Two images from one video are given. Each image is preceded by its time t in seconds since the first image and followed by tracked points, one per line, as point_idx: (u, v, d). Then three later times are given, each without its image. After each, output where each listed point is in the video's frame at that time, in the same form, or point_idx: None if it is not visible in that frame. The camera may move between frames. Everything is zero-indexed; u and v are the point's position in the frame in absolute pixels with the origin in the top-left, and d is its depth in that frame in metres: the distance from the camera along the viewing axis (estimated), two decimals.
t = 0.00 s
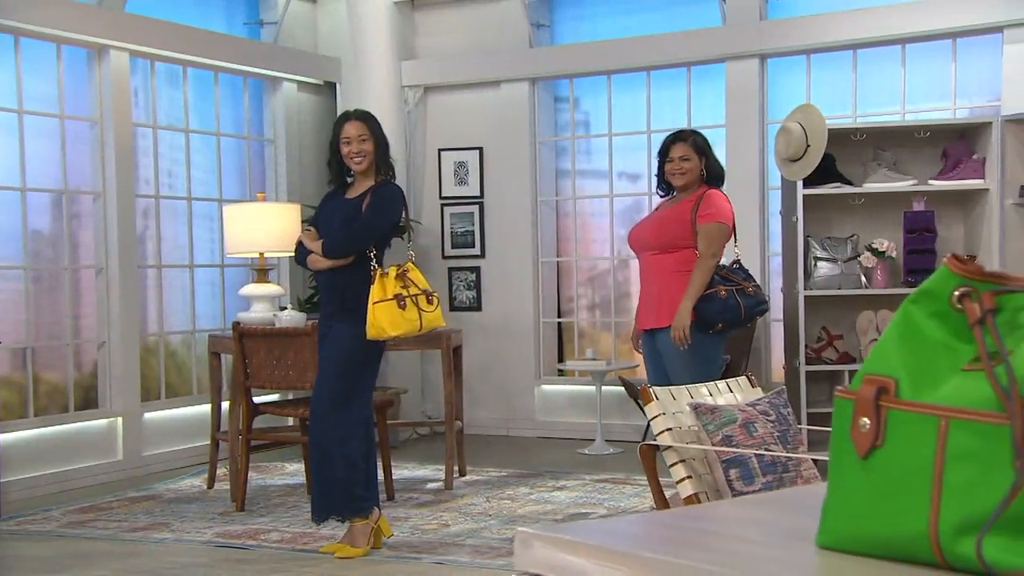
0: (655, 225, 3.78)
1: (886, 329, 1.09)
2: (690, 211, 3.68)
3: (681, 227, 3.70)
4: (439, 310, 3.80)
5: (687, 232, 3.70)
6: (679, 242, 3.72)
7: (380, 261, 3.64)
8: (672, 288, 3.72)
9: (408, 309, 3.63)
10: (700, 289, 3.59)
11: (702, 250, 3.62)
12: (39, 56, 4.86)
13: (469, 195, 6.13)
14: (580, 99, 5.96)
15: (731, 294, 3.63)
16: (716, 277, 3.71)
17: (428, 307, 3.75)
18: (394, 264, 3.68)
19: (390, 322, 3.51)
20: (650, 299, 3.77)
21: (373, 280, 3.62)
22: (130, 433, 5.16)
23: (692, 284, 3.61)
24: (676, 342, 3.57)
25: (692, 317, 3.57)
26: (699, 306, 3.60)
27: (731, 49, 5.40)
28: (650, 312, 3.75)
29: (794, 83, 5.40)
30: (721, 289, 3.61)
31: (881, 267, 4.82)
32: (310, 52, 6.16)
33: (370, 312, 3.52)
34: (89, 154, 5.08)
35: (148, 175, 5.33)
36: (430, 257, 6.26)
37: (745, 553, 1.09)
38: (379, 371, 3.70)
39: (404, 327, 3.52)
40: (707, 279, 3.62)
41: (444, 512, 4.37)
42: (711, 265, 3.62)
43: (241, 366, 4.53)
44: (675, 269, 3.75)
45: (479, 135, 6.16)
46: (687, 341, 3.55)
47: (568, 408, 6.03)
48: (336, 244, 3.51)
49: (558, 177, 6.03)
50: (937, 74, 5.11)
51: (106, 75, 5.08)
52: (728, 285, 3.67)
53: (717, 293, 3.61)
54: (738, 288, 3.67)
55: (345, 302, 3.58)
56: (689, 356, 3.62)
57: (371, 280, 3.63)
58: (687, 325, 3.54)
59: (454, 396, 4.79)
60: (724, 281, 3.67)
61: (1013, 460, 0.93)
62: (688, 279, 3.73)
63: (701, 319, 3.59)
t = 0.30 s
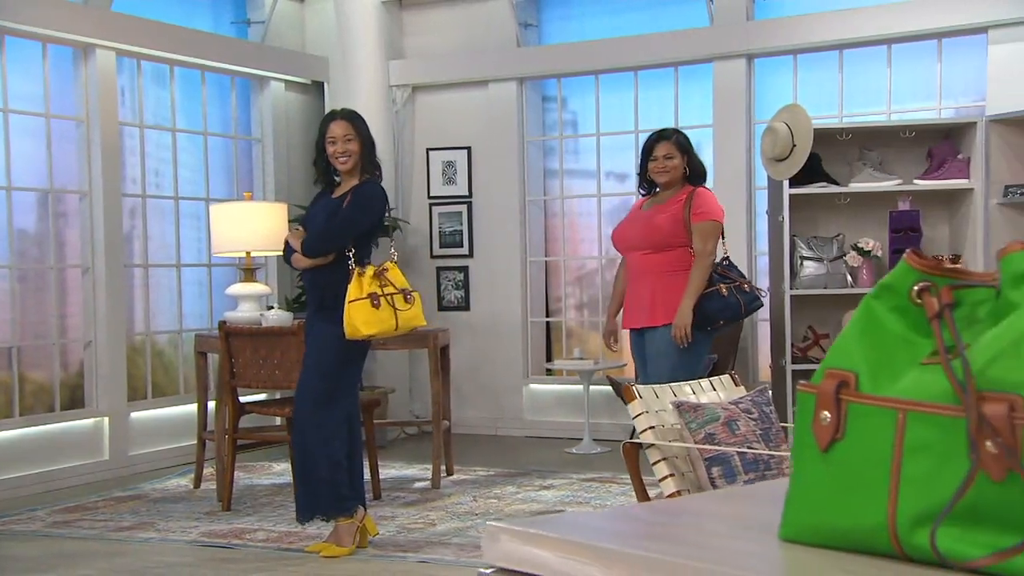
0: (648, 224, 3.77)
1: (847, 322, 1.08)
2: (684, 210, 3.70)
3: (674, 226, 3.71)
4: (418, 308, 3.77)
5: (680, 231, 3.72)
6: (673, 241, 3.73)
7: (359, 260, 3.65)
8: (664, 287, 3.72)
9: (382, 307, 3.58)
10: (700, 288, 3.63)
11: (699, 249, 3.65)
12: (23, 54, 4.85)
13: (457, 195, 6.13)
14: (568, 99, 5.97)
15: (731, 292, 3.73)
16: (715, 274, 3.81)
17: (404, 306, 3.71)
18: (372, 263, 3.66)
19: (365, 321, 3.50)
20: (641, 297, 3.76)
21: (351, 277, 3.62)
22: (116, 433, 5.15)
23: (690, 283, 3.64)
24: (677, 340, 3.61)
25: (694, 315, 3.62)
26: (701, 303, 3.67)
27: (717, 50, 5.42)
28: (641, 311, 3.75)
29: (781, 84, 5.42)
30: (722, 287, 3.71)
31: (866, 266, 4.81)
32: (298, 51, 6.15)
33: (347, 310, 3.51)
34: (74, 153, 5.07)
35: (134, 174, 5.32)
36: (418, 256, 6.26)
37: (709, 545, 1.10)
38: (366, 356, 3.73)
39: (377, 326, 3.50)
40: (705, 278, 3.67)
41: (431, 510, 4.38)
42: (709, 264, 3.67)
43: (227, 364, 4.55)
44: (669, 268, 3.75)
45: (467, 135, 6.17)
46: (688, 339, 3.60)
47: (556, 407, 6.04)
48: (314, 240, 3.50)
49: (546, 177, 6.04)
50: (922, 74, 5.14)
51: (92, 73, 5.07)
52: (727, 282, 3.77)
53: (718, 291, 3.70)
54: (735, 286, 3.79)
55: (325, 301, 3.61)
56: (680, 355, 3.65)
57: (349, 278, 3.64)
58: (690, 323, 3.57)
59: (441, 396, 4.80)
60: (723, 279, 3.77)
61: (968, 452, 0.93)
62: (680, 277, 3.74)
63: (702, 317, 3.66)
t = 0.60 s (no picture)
0: (643, 228, 3.95)
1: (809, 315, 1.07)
2: (679, 212, 3.93)
3: (671, 227, 3.93)
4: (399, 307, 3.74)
5: (678, 234, 3.94)
6: (669, 243, 3.94)
7: (342, 259, 3.66)
8: (662, 287, 3.92)
9: (362, 306, 3.57)
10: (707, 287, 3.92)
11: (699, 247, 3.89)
12: (9, 53, 4.83)
13: (445, 194, 6.14)
14: (555, 98, 5.98)
15: (733, 293, 4.07)
16: (716, 275, 4.10)
17: (385, 305, 3.68)
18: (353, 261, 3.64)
19: (345, 319, 3.51)
20: (638, 297, 3.94)
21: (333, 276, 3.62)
22: (102, 433, 5.14)
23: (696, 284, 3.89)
24: (688, 341, 3.87)
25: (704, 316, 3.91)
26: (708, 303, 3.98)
27: (703, 50, 5.44)
28: (639, 310, 3.93)
29: (768, 84, 5.45)
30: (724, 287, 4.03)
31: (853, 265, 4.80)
32: (285, 50, 6.14)
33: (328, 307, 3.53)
34: (60, 152, 5.06)
35: (121, 172, 5.31)
36: (406, 256, 6.26)
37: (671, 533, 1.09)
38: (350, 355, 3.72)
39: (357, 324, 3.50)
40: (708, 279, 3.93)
41: (417, 509, 4.38)
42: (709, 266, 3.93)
43: (213, 363, 4.57)
44: (665, 268, 3.95)
45: (455, 135, 6.18)
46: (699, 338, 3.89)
47: (544, 406, 6.05)
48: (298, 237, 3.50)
49: (534, 176, 6.05)
50: (908, 74, 5.16)
51: (78, 72, 5.06)
52: (728, 283, 4.09)
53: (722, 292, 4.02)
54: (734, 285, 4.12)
55: (309, 301, 3.62)
56: (679, 352, 3.90)
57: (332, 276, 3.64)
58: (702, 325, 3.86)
59: (428, 395, 4.81)
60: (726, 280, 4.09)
61: (925, 443, 0.92)
62: (675, 276, 3.96)
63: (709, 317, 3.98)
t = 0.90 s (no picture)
0: (641, 227, 3.94)
1: (770, 307, 1.04)
2: (674, 213, 3.95)
3: (666, 227, 3.94)
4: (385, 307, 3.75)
5: (672, 234, 3.96)
6: (664, 244, 3.95)
7: (327, 258, 3.67)
8: (658, 286, 3.91)
9: (349, 306, 3.57)
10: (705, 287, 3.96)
11: (692, 247, 3.94)
12: None
13: (433, 193, 6.14)
14: (543, 97, 5.99)
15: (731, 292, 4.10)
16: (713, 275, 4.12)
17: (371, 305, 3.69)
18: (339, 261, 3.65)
19: (331, 319, 3.51)
20: (633, 295, 3.91)
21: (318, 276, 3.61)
22: (87, 432, 5.13)
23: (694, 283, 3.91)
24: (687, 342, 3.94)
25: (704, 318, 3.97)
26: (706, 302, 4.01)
27: (689, 49, 5.46)
28: (635, 310, 3.90)
29: (754, 84, 5.47)
30: (723, 287, 4.05)
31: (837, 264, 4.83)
32: (272, 49, 6.13)
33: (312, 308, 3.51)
34: (45, 150, 5.05)
35: (106, 171, 5.30)
36: (394, 255, 6.27)
37: (638, 526, 1.05)
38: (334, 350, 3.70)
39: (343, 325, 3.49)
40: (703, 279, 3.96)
41: (402, 508, 4.38)
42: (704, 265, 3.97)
43: (199, 362, 4.59)
44: (660, 268, 3.95)
45: (442, 134, 6.18)
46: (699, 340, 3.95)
47: (531, 405, 6.06)
48: (281, 236, 3.49)
49: (522, 175, 6.06)
50: (892, 74, 5.18)
51: (63, 69, 5.05)
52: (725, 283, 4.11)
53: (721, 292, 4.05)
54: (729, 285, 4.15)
55: (293, 302, 3.61)
56: (674, 352, 3.92)
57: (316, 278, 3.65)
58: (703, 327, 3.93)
59: (414, 393, 4.81)
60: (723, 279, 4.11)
61: (879, 432, 0.88)
62: (670, 276, 3.96)
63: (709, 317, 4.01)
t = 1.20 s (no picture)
0: (626, 227, 3.96)
1: (734, 299, 1.04)
2: (660, 212, 3.96)
3: (651, 226, 3.96)
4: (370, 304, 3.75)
5: (658, 233, 3.96)
6: (649, 241, 3.96)
7: (311, 255, 3.67)
8: (644, 285, 3.92)
9: (334, 301, 3.57)
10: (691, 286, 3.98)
11: (677, 247, 3.94)
12: None
13: (421, 192, 6.14)
14: (530, 97, 6.00)
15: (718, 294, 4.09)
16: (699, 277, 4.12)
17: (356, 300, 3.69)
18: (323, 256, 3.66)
19: (316, 314, 3.51)
20: (617, 294, 3.92)
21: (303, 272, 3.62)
22: (73, 431, 5.12)
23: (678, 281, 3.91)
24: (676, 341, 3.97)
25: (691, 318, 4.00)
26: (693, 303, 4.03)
27: (676, 49, 5.48)
28: (621, 308, 3.91)
29: (740, 83, 5.49)
30: (709, 288, 4.05)
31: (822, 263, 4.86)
32: (259, 48, 6.13)
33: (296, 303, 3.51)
34: (31, 149, 5.04)
35: (92, 169, 5.29)
36: (382, 254, 6.27)
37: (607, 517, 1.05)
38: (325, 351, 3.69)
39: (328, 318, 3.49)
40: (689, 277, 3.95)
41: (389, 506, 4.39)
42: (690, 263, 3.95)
43: (184, 361, 4.65)
44: (646, 267, 3.96)
45: (430, 133, 6.19)
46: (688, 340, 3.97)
47: (519, 404, 6.07)
48: (263, 232, 3.49)
49: (509, 174, 6.07)
50: (878, 74, 5.20)
51: (48, 67, 5.03)
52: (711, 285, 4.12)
53: (706, 292, 4.05)
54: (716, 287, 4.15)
55: (277, 299, 3.63)
56: (658, 351, 3.92)
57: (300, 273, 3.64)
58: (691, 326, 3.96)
59: (401, 392, 4.83)
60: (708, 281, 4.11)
61: (835, 419, 0.88)
62: (656, 276, 3.96)
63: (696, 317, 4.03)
